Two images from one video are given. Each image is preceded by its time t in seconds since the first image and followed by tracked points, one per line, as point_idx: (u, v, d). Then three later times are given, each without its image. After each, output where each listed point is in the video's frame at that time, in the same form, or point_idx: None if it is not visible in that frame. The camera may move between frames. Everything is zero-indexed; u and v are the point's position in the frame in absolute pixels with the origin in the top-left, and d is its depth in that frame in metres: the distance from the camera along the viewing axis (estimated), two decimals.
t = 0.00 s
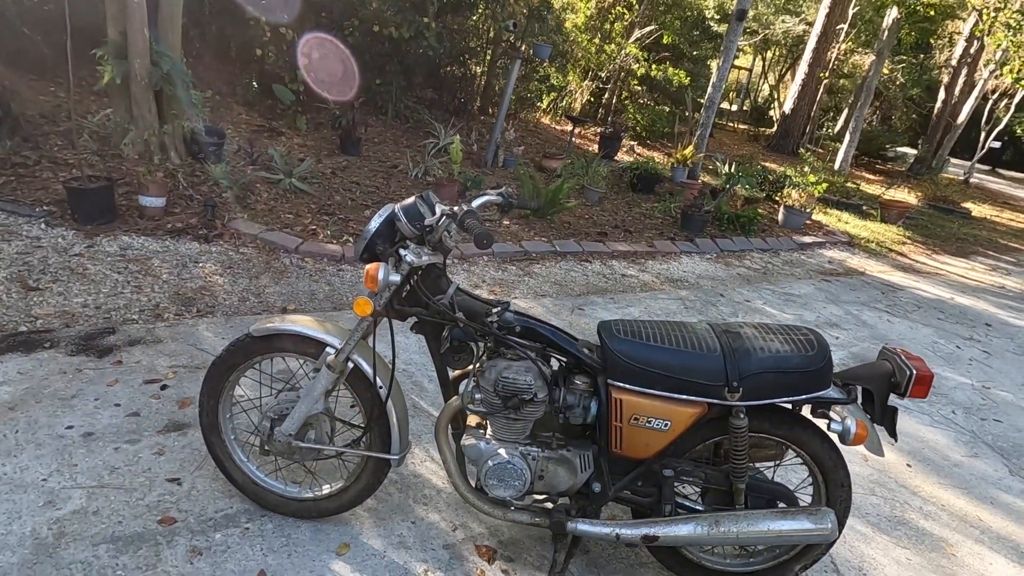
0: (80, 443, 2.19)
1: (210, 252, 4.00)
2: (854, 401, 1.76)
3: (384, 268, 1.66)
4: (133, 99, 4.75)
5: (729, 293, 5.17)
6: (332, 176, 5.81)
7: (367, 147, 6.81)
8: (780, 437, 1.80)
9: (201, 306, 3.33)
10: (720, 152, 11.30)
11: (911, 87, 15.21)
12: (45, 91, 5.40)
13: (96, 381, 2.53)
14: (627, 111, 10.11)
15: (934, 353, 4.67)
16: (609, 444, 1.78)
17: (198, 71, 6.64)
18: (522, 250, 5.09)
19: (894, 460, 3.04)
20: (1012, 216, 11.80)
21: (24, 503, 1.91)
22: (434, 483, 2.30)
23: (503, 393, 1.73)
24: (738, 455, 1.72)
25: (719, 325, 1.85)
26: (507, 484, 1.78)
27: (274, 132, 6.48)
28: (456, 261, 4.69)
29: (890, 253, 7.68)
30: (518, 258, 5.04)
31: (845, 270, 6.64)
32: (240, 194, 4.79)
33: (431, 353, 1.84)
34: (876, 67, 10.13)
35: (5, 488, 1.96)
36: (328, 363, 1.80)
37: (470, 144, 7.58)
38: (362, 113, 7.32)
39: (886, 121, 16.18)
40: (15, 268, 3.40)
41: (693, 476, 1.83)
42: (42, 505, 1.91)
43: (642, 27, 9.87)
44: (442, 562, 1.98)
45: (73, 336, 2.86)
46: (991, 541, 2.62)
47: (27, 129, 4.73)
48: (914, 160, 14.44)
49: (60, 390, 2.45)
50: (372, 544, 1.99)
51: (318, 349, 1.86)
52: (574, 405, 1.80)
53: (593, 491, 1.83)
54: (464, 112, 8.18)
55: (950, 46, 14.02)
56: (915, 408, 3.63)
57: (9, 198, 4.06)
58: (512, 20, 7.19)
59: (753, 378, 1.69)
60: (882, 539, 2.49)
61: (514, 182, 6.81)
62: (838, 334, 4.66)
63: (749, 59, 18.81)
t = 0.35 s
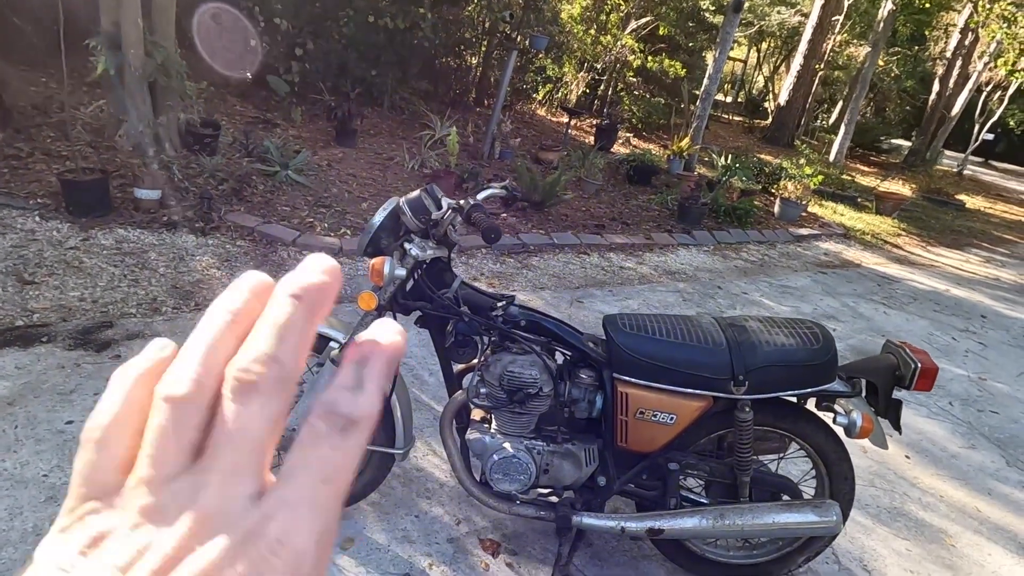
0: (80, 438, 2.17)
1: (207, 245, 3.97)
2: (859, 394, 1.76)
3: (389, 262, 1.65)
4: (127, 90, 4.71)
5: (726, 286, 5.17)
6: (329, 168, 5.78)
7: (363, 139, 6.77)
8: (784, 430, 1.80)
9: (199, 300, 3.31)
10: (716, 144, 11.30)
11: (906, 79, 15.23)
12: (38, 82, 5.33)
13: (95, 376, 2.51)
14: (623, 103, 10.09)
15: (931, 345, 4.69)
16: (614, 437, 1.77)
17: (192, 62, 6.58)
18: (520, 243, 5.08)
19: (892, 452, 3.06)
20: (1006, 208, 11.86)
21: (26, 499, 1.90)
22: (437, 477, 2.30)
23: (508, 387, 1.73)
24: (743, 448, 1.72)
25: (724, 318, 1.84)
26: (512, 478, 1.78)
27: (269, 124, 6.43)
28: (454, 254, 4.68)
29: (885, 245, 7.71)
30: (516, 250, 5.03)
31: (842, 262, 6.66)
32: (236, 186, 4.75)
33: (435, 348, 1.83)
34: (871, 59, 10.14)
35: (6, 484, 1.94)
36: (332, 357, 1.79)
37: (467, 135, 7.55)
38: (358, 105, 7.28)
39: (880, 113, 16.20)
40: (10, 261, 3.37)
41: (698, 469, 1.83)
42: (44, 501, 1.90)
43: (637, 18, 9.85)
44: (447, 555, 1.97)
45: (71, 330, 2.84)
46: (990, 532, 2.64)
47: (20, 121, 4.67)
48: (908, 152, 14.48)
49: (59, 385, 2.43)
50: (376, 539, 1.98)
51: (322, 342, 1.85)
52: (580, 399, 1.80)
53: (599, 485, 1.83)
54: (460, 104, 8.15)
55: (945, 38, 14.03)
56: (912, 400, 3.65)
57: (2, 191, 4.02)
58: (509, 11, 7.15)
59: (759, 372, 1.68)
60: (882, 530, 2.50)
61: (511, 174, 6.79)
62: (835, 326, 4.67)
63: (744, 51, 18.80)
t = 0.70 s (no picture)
0: (25, 431, 2.09)
1: (172, 234, 3.87)
2: (826, 372, 1.72)
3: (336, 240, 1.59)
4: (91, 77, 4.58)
5: (705, 273, 5.14)
6: (302, 157, 5.67)
7: (339, 128, 6.66)
8: (750, 411, 1.76)
9: (161, 290, 3.22)
10: (698, 133, 11.28)
11: (886, 69, 15.30)
12: None
13: (46, 367, 2.42)
14: (604, 93, 10.03)
15: (907, 330, 4.69)
16: (575, 421, 1.72)
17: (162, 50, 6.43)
18: (496, 231, 5.01)
19: (866, 435, 3.04)
20: (984, 196, 11.96)
21: None
22: (400, 466, 2.24)
23: (465, 370, 1.67)
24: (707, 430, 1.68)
25: (688, 298, 1.79)
26: (470, 465, 1.73)
27: (242, 113, 6.30)
28: (428, 242, 4.60)
29: (865, 233, 7.72)
30: (493, 238, 4.96)
31: (821, 249, 6.66)
32: (205, 175, 4.64)
33: (391, 331, 1.77)
34: (851, 48, 10.15)
35: None
36: (282, 342, 1.72)
37: (445, 125, 7.45)
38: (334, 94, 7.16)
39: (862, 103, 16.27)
40: None
41: (662, 453, 1.78)
42: None
43: (618, 7, 9.78)
44: (407, 546, 1.92)
45: (23, 321, 2.74)
46: (962, 514, 2.62)
47: None
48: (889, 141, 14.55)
49: (7, 376, 2.34)
50: (334, 530, 1.92)
51: (272, 328, 1.78)
52: (540, 381, 1.73)
53: (560, 470, 1.78)
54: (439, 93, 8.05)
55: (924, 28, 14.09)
56: (887, 384, 3.64)
57: None
58: None
59: (722, 351, 1.64)
60: (854, 514, 2.48)
61: (489, 164, 6.71)
62: (812, 312, 4.65)
63: (727, 42, 18.79)
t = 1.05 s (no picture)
0: None
1: (132, 228, 3.71)
2: (802, 372, 1.62)
3: (269, 235, 1.46)
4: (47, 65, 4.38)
5: (686, 265, 5.04)
6: (274, 148, 5.51)
7: (314, 118, 6.49)
8: (723, 414, 1.66)
9: (115, 287, 3.07)
10: (683, 123, 11.18)
11: (871, 58, 15.26)
12: None
13: None
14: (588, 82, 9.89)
15: (890, 321, 4.62)
16: (536, 427, 1.62)
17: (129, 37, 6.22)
18: (473, 223, 4.88)
19: (847, 431, 2.96)
20: (968, 185, 11.95)
21: None
22: (359, 472, 2.12)
23: (416, 374, 1.55)
24: (676, 435, 1.58)
25: (656, 294, 1.69)
26: (424, 475, 1.61)
27: (213, 102, 6.11)
28: (402, 235, 4.47)
29: (849, 223, 7.66)
30: (469, 230, 4.83)
31: (804, 239, 6.59)
32: (169, 166, 4.47)
33: (338, 332, 1.65)
34: (835, 37, 10.07)
35: None
36: (219, 345, 1.59)
37: (423, 114, 7.29)
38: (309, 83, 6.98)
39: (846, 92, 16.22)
40: None
41: (630, 459, 1.68)
42: None
43: None
44: (361, 559, 1.80)
45: None
46: (945, 512, 2.55)
47: None
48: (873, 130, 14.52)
49: None
50: (283, 543, 1.80)
51: (211, 329, 1.66)
52: (499, 385, 1.62)
53: (522, 479, 1.67)
54: (419, 83, 7.89)
55: (909, 16, 14.04)
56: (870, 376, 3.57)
57: None
58: None
59: (691, 351, 1.53)
60: (834, 514, 2.39)
61: (468, 154, 6.57)
62: (794, 304, 4.57)
63: (712, 31, 18.68)
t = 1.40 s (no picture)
0: None
1: (92, 232, 3.50)
2: (809, 403, 1.45)
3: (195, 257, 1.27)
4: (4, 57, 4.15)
5: (678, 263, 4.88)
6: (250, 143, 5.29)
7: (292, 111, 6.26)
8: (719, 448, 1.49)
9: (69, 297, 2.87)
10: (674, 114, 10.99)
11: (864, 47, 15.09)
12: None
13: None
14: (577, 73, 9.67)
15: (888, 320, 4.48)
16: (510, 467, 1.44)
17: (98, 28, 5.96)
18: (457, 221, 4.69)
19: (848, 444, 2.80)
20: (961, 175, 11.84)
21: None
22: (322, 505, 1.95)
23: (374, 411, 1.37)
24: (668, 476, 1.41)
25: (644, 316, 1.51)
26: (386, 523, 1.44)
27: (186, 95, 5.87)
28: (381, 235, 4.27)
29: (843, 216, 7.51)
30: (452, 229, 4.64)
31: (798, 234, 6.43)
32: (135, 164, 4.26)
33: (288, 362, 1.47)
34: (828, 25, 9.89)
35: None
36: (150, 380, 1.41)
37: (407, 106, 7.06)
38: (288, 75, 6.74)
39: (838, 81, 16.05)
40: None
41: (616, 499, 1.51)
42: None
43: None
44: None
45: None
46: (952, 533, 2.40)
47: None
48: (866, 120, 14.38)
49: None
50: None
51: (143, 360, 1.47)
52: (469, 420, 1.43)
53: (496, 523, 1.49)
54: (403, 74, 7.66)
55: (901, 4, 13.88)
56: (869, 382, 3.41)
57: None
58: None
59: (683, 384, 1.36)
60: (837, 539, 2.23)
61: (453, 148, 6.37)
62: (790, 304, 4.42)
63: (704, 19, 18.46)
